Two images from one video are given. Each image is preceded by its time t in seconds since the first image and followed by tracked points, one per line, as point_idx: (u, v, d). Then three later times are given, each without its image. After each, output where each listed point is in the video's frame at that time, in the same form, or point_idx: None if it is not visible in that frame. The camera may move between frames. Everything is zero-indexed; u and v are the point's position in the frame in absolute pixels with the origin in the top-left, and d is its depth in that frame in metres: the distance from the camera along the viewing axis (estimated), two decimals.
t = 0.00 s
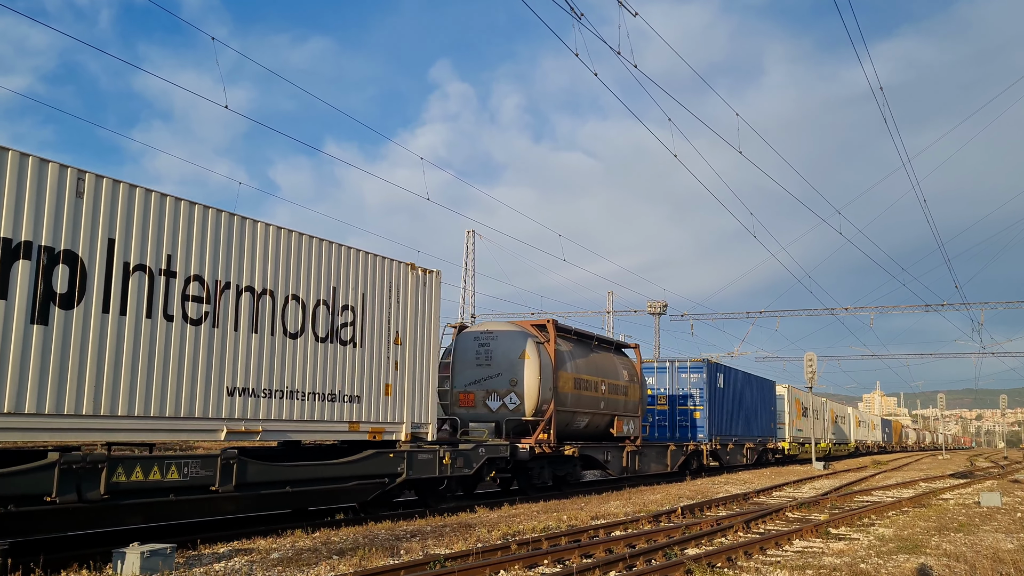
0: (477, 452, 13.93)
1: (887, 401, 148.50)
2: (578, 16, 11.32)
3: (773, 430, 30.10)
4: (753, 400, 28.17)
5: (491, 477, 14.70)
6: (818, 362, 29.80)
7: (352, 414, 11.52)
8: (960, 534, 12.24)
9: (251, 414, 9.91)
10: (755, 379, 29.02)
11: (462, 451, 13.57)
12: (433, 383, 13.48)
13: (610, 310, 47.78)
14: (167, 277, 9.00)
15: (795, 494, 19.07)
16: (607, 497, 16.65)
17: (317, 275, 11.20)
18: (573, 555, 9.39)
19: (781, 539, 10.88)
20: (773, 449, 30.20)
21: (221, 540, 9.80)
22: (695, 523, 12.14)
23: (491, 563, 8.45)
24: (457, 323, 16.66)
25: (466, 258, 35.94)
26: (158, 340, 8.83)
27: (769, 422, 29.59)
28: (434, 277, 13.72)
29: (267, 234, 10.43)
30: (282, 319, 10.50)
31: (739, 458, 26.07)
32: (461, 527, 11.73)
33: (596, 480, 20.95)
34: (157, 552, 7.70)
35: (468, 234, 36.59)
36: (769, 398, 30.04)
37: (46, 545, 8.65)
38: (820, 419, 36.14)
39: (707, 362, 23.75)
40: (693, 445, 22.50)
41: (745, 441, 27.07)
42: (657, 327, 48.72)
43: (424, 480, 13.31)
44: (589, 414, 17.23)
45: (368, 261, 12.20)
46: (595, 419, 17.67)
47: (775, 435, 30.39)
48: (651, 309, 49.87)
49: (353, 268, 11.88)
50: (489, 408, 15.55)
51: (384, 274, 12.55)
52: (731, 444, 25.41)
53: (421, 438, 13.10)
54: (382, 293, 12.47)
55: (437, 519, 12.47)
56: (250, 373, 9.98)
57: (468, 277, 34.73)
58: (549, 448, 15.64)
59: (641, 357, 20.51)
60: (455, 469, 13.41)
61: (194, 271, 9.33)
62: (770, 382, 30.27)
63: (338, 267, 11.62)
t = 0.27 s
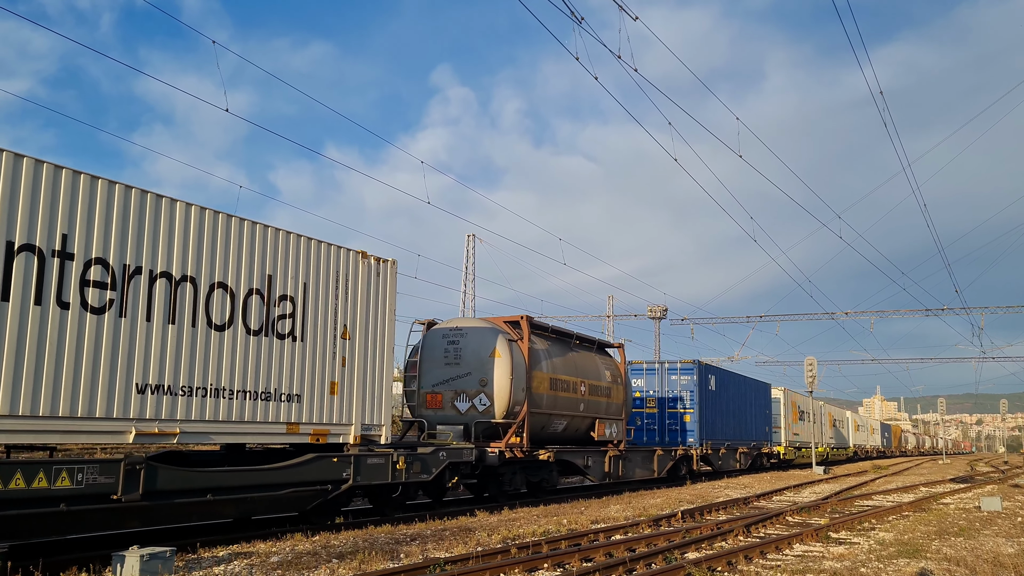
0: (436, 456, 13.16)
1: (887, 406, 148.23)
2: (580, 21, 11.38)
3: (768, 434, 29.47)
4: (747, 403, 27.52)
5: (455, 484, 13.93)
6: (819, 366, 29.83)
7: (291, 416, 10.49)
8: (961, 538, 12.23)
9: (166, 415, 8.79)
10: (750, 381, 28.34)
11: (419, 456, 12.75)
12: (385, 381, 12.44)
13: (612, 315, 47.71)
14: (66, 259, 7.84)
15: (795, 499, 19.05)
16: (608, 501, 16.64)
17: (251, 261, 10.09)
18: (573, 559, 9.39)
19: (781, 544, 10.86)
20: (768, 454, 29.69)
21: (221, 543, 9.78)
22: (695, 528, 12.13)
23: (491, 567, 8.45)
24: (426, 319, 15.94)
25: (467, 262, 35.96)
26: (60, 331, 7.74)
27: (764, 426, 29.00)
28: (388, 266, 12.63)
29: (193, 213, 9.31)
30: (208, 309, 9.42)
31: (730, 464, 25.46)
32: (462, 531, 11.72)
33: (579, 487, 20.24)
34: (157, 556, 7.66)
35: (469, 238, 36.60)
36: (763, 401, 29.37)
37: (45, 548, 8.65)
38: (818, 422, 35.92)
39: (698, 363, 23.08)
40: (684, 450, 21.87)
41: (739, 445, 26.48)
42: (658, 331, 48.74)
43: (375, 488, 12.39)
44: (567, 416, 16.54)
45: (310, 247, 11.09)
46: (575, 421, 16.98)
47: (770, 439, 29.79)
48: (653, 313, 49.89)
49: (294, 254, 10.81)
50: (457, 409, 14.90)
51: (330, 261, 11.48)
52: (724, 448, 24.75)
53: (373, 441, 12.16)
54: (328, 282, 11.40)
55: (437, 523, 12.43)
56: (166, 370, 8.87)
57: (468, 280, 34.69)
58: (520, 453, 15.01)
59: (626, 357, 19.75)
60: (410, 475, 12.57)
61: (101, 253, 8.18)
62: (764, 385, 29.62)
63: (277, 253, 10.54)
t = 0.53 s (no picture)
0: (390, 460, 11.93)
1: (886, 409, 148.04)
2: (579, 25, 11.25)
3: (762, 438, 28.97)
4: (739, 406, 27.02)
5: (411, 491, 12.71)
6: (818, 370, 29.85)
7: (217, 418, 9.21)
8: (961, 542, 12.22)
9: (133, 417, 8.16)
10: (743, 383, 27.99)
11: (367, 460, 11.46)
12: (330, 378, 11.13)
13: (611, 319, 47.69)
14: None
15: (795, 502, 19.03)
16: (608, 505, 16.61)
17: (167, 241, 8.73)
18: (573, 562, 9.38)
19: (781, 548, 10.84)
20: (763, 458, 29.26)
21: (220, 547, 9.75)
22: (695, 532, 12.10)
23: (492, 570, 8.45)
24: (390, 314, 15.01)
25: (466, 265, 35.98)
26: None
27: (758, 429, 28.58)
28: (334, 253, 11.32)
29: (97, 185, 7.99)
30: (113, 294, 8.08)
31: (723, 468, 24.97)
32: (461, 535, 11.70)
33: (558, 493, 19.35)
34: (157, 559, 7.58)
35: (468, 242, 36.60)
36: (756, 403, 28.85)
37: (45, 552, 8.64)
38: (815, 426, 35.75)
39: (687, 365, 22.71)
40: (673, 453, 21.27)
41: (732, 449, 25.94)
42: (658, 335, 48.74)
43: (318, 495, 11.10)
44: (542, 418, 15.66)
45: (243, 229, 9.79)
46: (552, 423, 16.11)
47: (765, 443, 29.30)
48: (653, 317, 49.88)
49: (221, 235, 9.44)
50: (422, 411, 13.98)
51: (266, 244, 10.15)
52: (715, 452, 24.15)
53: (317, 444, 10.88)
54: (262, 267, 10.07)
55: (437, 526, 12.40)
56: (56, 362, 7.50)
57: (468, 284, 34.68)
58: (490, 457, 14.00)
59: (608, 357, 18.90)
60: (357, 482, 11.27)
61: None
62: (757, 387, 29.14)
63: (199, 233, 9.17)
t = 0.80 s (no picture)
0: (333, 464, 10.75)
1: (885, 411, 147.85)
2: (580, 27, 11.40)
3: (754, 439, 28.28)
4: (730, 407, 26.33)
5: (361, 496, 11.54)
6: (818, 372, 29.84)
7: (120, 419, 7.90)
8: (961, 545, 12.21)
9: (161, 420, 8.35)
10: (735, 383, 27.26)
11: (305, 464, 10.23)
12: (265, 376, 9.87)
13: (611, 321, 47.64)
14: None
15: (796, 505, 18.99)
16: (607, 507, 16.59)
17: (63, 217, 7.51)
18: (574, 565, 9.37)
19: (781, 550, 10.83)
20: (756, 461, 28.62)
21: (221, 550, 9.73)
22: (695, 534, 12.09)
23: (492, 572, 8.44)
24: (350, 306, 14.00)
25: (466, 268, 35.95)
26: None
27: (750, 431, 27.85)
28: (269, 235, 9.98)
29: None
30: None
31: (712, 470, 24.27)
32: (462, 537, 11.67)
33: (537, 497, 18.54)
34: (157, 561, 7.52)
35: (468, 244, 36.57)
36: (748, 404, 28.13)
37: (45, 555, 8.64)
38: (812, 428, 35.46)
39: (675, 363, 22.05)
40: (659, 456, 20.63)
41: (722, 451, 25.26)
42: (658, 337, 48.71)
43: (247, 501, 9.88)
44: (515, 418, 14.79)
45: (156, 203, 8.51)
46: (524, 424, 15.25)
47: (757, 445, 28.59)
48: (652, 320, 49.85)
49: (190, 227, 8.93)
50: (380, 410, 12.97)
51: (187, 223, 8.89)
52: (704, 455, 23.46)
53: (247, 449, 9.59)
54: (181, 248, 8.81)
55: (437, 529, 12.38)
56: (89, 365, 7.65)
57: (469, 286, 34.59)
58: (453, 460, 13.03)
59: (588, 353, 18.01)
60: (292, 488, 10.06)
61: None
62: (749, 387, 28.44)
63: (221, 243, 9.36)
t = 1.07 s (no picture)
0: (265, 468, 9.93)
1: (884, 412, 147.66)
2: (580, 27, 11.52)
3: (747, 440, 27.51)
4: (722, 407, 25.58)
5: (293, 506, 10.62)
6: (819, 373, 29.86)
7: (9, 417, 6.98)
8: (962, 546, 12.20)
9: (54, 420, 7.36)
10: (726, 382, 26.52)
11: (228, 468, 9.39)
12: (184, 367, 8.89)
13: (612, 323, 47.62)
14: None
15: (796, 506, 18.99)
16: (608, 509, 16.58)
17: None
18: (574, 566, 9.37)
19: (782, 552, 10.84)
20: (750, 462, 27.95)
21: (220, 552, 9.73)
22: (696, 535, 12.10)
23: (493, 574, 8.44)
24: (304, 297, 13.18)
25: (466, 270, 35.96)
26: None
27: (743, 431, 27.09)
28: (189, 214, 9.00)
29: None
30: None
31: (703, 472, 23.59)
32: (462, 539, 11.67)
33: (516, 502, 17.87)
34: (157, 563, 7.41)
35: (468, 247, 36.57)
36: (741, 404, 27.35)
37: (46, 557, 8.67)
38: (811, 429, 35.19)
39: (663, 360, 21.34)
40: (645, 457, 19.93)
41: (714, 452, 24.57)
42: (659, 339, 48.71)
43: (162, 509, 9.05)
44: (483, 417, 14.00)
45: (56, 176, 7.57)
46: (494, 424, 14.45)
47: (751, 446, 27.80)
48: (653, 321, 49.85)
49: (89, 201, 7.87)
50: (332, 409, 12.13)
51: (85, 196, 7.84)
52: (694, 456, 22.77)
53: (165, 449, 8.65)
54: (79, 225, 7.75)
55: (437, 531, 12.38)
56: None
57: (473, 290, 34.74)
58: (409, 462, 12.30)
59: (566, 350, 17.16)
60: (215, 495, 9.25)
61: None
62: (743, 386, 27.66)
63: (129, 220, 8.32)
